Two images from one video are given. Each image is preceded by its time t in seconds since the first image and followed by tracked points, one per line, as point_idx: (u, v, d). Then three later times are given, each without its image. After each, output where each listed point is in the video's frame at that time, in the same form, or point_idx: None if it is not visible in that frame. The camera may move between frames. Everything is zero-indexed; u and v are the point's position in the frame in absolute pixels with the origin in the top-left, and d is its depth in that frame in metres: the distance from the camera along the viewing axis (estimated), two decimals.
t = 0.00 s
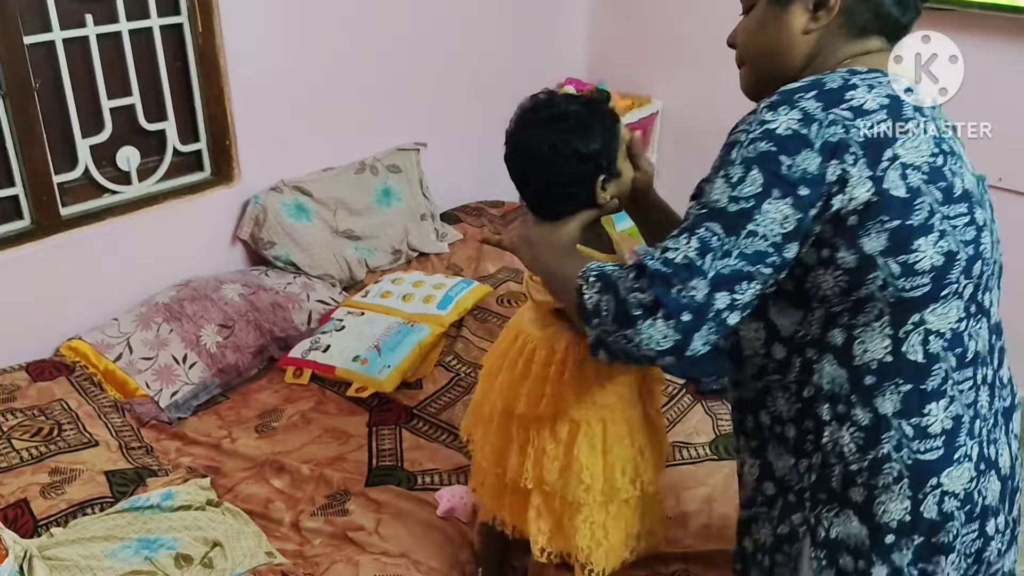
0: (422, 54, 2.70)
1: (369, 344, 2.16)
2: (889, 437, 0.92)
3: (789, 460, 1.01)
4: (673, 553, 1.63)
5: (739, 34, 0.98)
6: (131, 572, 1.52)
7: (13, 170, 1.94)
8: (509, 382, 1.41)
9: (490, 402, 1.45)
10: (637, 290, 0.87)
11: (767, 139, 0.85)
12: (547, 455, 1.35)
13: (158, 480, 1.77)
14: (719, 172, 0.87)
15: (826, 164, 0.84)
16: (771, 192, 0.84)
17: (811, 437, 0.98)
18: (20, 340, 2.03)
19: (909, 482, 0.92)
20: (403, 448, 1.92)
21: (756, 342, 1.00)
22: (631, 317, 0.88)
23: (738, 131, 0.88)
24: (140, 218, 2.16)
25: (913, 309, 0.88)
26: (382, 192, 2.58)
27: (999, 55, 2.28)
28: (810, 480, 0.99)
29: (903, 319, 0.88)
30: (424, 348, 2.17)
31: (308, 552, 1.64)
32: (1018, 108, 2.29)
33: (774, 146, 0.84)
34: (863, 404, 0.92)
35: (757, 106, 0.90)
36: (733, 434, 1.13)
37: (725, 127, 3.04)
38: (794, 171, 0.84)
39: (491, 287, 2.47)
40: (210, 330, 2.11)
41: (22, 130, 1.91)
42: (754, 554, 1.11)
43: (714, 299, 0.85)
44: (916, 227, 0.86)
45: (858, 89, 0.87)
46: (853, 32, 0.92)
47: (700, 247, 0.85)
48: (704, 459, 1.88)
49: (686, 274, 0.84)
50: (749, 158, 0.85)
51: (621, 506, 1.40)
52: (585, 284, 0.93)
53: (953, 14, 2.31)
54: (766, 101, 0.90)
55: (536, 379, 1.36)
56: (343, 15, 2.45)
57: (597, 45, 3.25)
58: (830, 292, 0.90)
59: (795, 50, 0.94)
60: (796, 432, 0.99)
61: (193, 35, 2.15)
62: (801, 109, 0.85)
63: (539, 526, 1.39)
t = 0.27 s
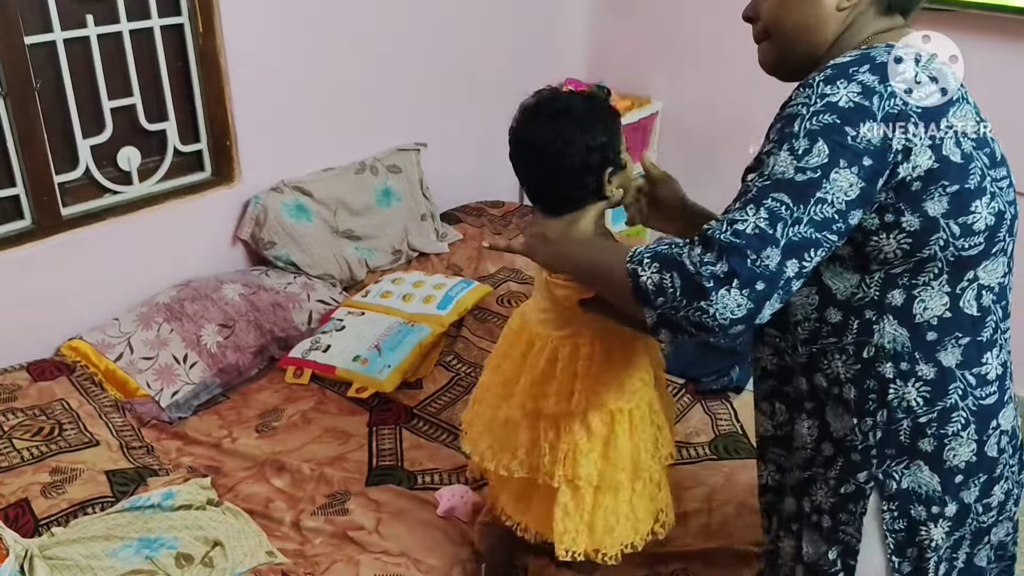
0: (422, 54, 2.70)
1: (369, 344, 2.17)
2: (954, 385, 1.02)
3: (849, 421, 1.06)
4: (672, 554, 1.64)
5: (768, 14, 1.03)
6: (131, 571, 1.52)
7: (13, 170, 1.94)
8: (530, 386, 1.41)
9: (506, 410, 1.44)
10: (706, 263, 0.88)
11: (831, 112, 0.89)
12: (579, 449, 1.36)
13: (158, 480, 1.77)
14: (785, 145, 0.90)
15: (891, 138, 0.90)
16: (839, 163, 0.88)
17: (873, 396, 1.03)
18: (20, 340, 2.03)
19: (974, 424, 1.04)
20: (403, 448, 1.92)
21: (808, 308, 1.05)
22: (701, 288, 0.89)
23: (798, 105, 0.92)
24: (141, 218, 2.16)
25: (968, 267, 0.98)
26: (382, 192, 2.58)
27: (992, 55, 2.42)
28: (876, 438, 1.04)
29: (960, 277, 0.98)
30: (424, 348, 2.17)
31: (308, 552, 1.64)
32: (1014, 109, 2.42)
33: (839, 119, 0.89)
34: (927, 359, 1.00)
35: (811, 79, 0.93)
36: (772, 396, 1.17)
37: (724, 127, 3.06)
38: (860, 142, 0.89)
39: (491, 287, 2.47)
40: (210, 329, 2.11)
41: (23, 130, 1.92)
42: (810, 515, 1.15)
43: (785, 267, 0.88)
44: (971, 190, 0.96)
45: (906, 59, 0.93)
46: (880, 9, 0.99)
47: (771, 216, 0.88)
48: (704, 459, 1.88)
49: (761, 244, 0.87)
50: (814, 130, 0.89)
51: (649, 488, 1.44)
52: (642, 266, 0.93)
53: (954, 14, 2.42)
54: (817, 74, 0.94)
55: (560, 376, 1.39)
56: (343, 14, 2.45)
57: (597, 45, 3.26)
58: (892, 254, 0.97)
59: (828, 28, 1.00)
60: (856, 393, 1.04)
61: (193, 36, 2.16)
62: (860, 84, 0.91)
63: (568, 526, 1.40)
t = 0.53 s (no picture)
0: (422, 54, 2.70)
1: (369, 344, 2.17)
2: (969, 372, 1.04)
3: (866, 410, 1.06)
4: (672, 553, 1.64)
5: (765, 13, 1.03)
6: (131, 571, 1.52)
7: (14, 169, 1.94)
8: (556, 393, 1.40)
9: (536, 420, 1.42)
10: (728, 260, 0.89)
11: (842, 107, 0.90)
12: (615, 446, 1.38)
13: (158, 480, 1.77)
14: (797, 141, 0.91)
15: (903, 131, 0.92)
16: (854, 156, 0.89)
17: (890, 384, 1.04)
18: (21, 339, 2.03)
19: (988, 409, 1.06)
20: (403, 448, 1.93)
21: (822, 303, 1.06)
22: (723, 287, 0.90)
23: (808, 101, 0.93)
24: (141, 218, 2.16)
25: (981, 256, 1.00)
26: (382, 192, 2.58)
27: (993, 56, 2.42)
28: (893, 426, 1.05)
29: (974, 266, 1.00)
30: (424, 348, 2.17)
31: (308, 551, 1.64)
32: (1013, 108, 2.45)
33: (851, 113, 0.90)
34: (943, 348, 1.02)
35: (820, 75, 0.94)
36: (788, 388, 1.17)
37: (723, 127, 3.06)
38: (872, 135, 0.90)
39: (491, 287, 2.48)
40: (210, 329, 2.11)
41: (23, 130, 1.92)
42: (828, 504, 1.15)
43: (803, 261, 0.89)
44: (980, 181, 0.98)
45: (910, 56, 0.94)
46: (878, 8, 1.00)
47: (787, 211, 0.88)
48: (703, 459, 1.89)
49: (780, 240, 0.88)
50: (827, 126, 0.90)
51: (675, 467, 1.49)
52: (660, 265, 0.93)
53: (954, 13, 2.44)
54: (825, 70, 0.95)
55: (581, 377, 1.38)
56: (343, 14, 2.46)
57: (596, 46, 3.26)
58: (907, 246, 0.99)
59: (824, 28, 1.01)
60: (872, 381, 1.05)
61: (193, 35, 2.16)
62: (870, 78, 0.92)
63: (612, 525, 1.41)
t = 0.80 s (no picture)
0: (422, 54, 2.70)
1: (369, 344, 2.17)
2: (984, 367, 1.05)
3: (885, 415, 1.06)
4: (671, 553, 1.64)
5: (744, 22, 1.03)
6: (132, 571, 1.52)
7: (14, 170, 1.94)
8: (564, 403, 1.40)
9: (548, 431, 1.43)
10: (738, 271, 0.89)
11: (841, 113, 0.90)
12: (620, 454, 1.39)
13: (158, 480, 1.77)
14: (800, 148, 0.91)
15: (908, 132, 0.92)
16: (857, 162, 0.89)
17: (908, 387, 1.04)
18: (21, 339, 2.03)
19: (1003, 402, 1.08)
20: (403, 448, 1.93)
21: (834, 310, 1.06)
22: (733, 299, 0.89)
23: (807, 107, 0.93)
24: (141, 218, 2.16)
25: (989, 251, 1.01)
26: (382, 193, 2.58)
27: (996, 57, 2.43)
28: (913, 429, 1.06)
29: (983, 262, 1.01)
30: (424, 348, 2.18)
31: (308, 551, 1.64)
32: (1013, 108, 2.45)
33: (851, 119, 0.90)
34: (957, 345, 1.03)
35: (817, 82, 0.95)
36: (797, 399, 1.16)
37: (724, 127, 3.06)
38: (873, 139, 0.90)
39: (491, 287, 2.48)
40: (210, 330, 2.11)
41: (23, 130, 1.92)
42: (840, 513, 1.16)
43: (811, 269, 0.90)
44: (985, 177, 0.98)
45: (904, 58, 0.95)
46: (857, 12, 1.00)
47: (792, 219, 0.89)
48: (703, 459, 1.89)
49: (788, 249, 0.88)
50: (827, 132, 0.90)
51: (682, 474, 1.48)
52: (666, 277, 0.93)
53: (953, 14, 2.44)
54: (821, 77, 0.95)
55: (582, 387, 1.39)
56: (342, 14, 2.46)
57: (596, 46, 3.26)
58: (917, 248, 0.99)
59: (804, 33, 1.01)
60: (889, 385, 1.05)
61: (193, 35, 2.16)
62: (866, 83, 0.92)
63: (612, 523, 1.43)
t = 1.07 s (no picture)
0: (422, 54, 2.70)
1: (369, 344, 2.17)
2: (983, 370, 1.05)
3: (883, 417, 1.06)
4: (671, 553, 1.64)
5: (741, 22, 1.03)
6: (132, 571, 1.52)
7: (14, 170, 1.94)
8: (550, 407, 1.39)
9: (528, 434, 1.42)
10: (746, 275, 0.88)
11: (848, 112, 0.90)
12: (608, 464, 1.38)
13: (158, 480, 1.77)
14: (806, 148, 0.90)
15: (913, 133, 0.92)
16: (864, 161, 0.89)
17: (907, 389, 1.04)
18: (21, 340, 2.03)
19: (1003, 405, 1.08)
20: (403, 448, 1.93)
21: (836, 312, 1.05)
22: (744, 302, 0.89)
23: (813, 106, 0.93)
24: (141, 218, 2.16)
25: (991, 253, 1.01)
26: (382, 193, 2.58)
27: (996, 56, 2.43)
28: (912, 430, 1.06)
29: (984, 263, 1.01)
30: (424, 348, 2.18)
31: (308, 551, 1.64)
32: (1014, 107, 2.45)
33: (857, 119, 0.90)
34: (956, 347, 1.03)
35: (822, 81, 0.94)
36: (793, 403, 1.15)
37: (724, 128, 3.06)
38: (880, 138, 0.90)
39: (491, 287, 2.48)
40: (210, 329, 2.11)
41: (23, 130, 1.92)
42: (838, 513, 1.15)
43: (820, 271, 0.89)
44: (987, 178, 0.98)
45: (907, 57, 0.95)
46: (853, 11, 1.00)
47: (801, 220, 0.88)
48: (702, 459, 1.89)
49: (797, 251, 0.88)
50: (835, 131, 0.90)
51: (671, 485, 1.47)
52: (674, 281, 0.92)
53: (953, 14, 2.44)
54: (825, 76, 0.95)
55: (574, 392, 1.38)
56: (342, 14, 2.46)
57: (596, 46, 3.26)
58: (921, 249, 0.98)
59: (800, 31, 1.01)
60: (888, 387, 1.05)
61: (193, 35, 2.16)
62: (873, 82, 0.92)
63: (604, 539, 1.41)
